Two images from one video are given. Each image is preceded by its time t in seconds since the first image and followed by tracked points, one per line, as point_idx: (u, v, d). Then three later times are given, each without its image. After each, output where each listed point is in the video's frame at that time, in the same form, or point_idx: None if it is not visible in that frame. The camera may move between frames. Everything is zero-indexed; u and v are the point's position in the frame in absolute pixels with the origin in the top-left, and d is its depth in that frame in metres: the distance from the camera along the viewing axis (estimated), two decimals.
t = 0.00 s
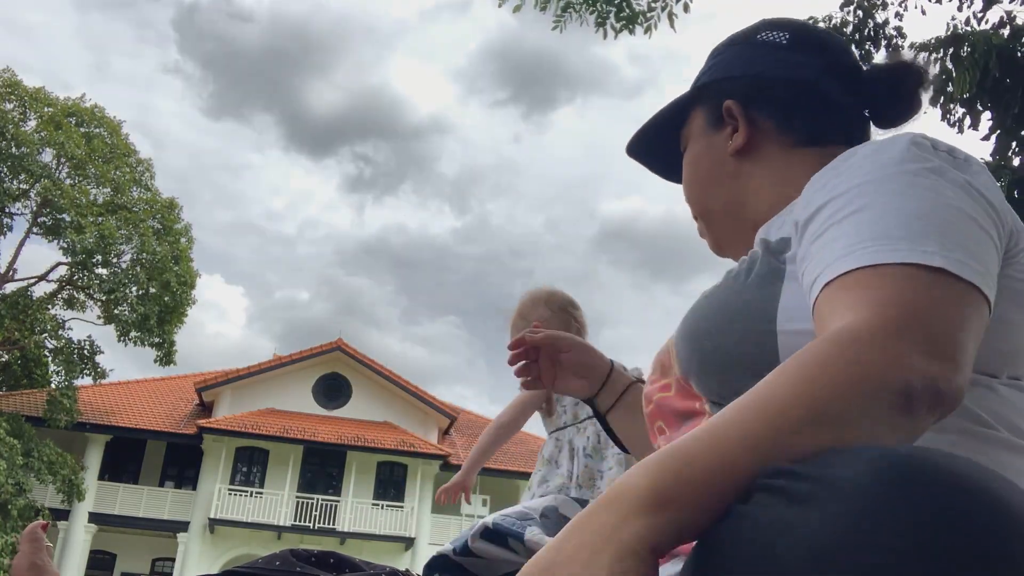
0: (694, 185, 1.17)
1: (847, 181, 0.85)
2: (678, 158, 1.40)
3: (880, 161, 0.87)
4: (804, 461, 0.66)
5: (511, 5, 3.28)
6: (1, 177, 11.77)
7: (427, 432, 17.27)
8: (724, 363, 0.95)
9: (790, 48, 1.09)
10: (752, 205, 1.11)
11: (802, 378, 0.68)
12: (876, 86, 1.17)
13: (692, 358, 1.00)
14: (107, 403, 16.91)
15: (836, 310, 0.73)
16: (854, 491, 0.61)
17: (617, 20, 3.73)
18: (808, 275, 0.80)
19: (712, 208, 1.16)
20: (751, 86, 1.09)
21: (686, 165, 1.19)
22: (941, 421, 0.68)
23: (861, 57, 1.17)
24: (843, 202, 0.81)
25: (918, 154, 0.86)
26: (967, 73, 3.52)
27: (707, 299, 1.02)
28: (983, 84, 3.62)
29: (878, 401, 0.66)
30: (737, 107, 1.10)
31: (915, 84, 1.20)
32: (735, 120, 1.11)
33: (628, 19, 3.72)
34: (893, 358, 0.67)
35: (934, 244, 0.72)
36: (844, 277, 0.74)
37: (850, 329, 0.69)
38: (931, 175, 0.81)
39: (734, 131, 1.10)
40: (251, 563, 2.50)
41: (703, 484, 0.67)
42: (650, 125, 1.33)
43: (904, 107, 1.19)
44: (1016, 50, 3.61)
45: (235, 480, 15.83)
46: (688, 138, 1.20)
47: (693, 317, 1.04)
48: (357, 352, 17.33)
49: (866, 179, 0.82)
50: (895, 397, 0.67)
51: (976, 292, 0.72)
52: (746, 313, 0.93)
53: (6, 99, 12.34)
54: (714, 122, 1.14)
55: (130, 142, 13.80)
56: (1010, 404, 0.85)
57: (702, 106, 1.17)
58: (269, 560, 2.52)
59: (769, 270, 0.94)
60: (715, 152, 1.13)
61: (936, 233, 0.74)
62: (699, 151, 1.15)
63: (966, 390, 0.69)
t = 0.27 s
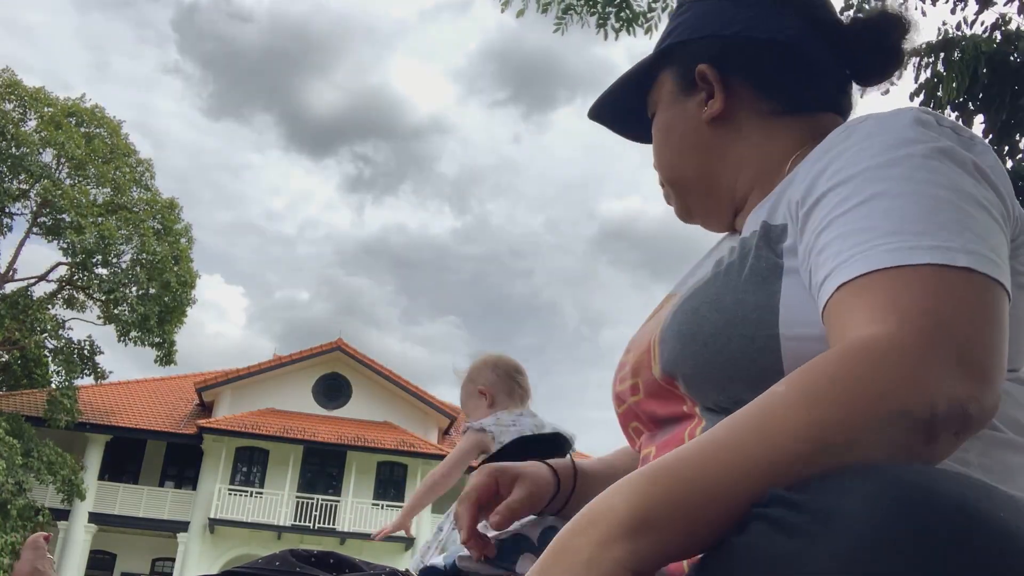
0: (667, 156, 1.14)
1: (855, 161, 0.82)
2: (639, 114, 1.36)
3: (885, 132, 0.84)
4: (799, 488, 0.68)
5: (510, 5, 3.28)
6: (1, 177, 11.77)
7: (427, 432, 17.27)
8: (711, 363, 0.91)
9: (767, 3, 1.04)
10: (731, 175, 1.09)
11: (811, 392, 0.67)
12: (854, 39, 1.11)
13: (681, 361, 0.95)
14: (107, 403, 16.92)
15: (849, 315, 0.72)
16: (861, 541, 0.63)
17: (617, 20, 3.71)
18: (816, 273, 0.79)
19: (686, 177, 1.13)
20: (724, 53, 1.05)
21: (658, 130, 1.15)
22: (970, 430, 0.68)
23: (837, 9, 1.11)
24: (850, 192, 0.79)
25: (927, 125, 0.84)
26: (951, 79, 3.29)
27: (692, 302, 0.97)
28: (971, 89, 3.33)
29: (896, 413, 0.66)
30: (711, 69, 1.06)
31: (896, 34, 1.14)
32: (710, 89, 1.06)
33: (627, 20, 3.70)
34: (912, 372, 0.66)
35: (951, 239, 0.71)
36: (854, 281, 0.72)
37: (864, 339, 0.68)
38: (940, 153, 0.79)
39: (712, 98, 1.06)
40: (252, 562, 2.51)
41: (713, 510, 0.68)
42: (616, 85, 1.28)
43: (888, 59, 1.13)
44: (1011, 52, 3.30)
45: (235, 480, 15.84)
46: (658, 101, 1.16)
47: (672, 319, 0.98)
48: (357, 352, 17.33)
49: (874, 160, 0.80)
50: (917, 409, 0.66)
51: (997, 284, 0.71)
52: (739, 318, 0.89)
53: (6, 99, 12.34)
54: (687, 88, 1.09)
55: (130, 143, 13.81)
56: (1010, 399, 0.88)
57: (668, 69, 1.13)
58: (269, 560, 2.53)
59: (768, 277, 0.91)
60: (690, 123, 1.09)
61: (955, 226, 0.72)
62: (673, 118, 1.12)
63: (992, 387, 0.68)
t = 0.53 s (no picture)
0: (668, 131, 1.07)
1: (855, 168, 0.83)
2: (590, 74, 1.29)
3: (886, 136, 0.85)
4: (797, 496, 0.67)
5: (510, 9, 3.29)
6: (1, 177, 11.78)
7: (426, 432, 17.29)
8: (707, 377, 0.91)
9: None
10: (731, 165, 1.08)
11: (816, 403, 0.68)
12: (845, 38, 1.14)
13: (674, 375, 0.95)
14: (107, 403, 16.93)
15: (846, 326, 0.73)
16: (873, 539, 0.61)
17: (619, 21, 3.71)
18: (814, 282, 0.79)
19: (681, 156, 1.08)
20: (760, 32, 1.02)
21: (654, 101, 1.08)
22: (969, 453, 0.69)
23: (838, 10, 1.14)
24: (851, 199, 0.80)
25: (928, 128, 0.85)
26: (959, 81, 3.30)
27: (684, 317, 0.96)
28: (978, 94, 3.34)
29: (900, 431, 0.66)
30: (742, 41, 1.02)
31: (874, 38, 1.18)
32: (736, 64, 1.03)
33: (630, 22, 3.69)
34: (916, 388, 0.67)
35: (952, 255, 0.72)
36: (854, 294, 0.73)
37: (871, 353, 0.68)
38: (942, 164, 0.80)
39: (742, 75, 1.02)
40: (252, 562, 2.52)
41: (709, 514, 0.69)
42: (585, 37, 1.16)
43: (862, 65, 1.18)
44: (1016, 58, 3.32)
45: (235, 480, 15.85)
46: (655, 67, 1.08)
47: (666, 335, 0.97)
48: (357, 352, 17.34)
49: (877, 167, 0.81)
50: (921, 428, 0.67)
51: (994, 301, 0.73)
52: (737, 335, 0.89)
53: (6, 99, 12.34)
54: (704, 58, 1.03)
55: (130, 143, 13.84)
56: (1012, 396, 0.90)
57: (681, 33, 1.05)
58: (270, 559, 2.54)
59: (764, 293, 0.91)
60: (708, 100, 1.04)
61: (956, 242, 0.73)
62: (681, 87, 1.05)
63: (990, 409, 0.70)
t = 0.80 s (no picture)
0: (690, 113, 1.03)
1: (867, 164, 0.81)
2: (571, 51, 1.26)
3: (898, 132, 0.83)
4: (807, 501, 0.65)
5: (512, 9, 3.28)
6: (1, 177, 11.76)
7: (427, 432, 17.28)
8: (718, 377, 0.88)
9: None
10: (743, 157, 1.07)
11: (829, 407, 0.66)
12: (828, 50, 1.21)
13: (685, 379, 0.92)
14: (106, 403, 16.91)
15: (859, 326, 0.71)
16: (867, 536, 0.59)
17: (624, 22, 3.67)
18: (826, 281, 0.78)
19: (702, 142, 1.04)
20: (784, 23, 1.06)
21: (682, 78, 1.03)
22: (988, 463, 0.67)
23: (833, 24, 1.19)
24: (862, 195, 0.79)
25: (941, 125, 0.83)
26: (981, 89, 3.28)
27: (697, 317, 0.93)
28: (995, 101, 3.34)
29: (912, 439, 0.64)
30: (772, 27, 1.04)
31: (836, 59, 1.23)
32: (765, 50, 1.04)
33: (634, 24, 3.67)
34: (931, 392, 0.64)
35: (966, 255, 0.70)
36: (866, 295, 0.71)
37: (888, 356, 0.66)
38: (956, 161, 0.78)
39: (769, 63, 1.04)
40: (252, 562, 2.50)
41: (714, 518, 0.66)
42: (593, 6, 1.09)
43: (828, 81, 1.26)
44: None
45: (235, 480, 15.83)
46: (680, 46, 1.04)
47: (677, 335, 0.94)
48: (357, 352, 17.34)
49: (888, 164, 0.79)
50: (936, 437, 0.64)
51: (1011, 303, 0.70)
52: (753, 336, 0.87)
53: (6, 100, 12.32)
54: (740, 39, 1.03)
55: (130, 143, 13.83)
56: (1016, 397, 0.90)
57: (704, 14, 1.03)
58: (270, 560, 2.51)
59: (778, 295, 0.88)
60: (735, 83, 1.03)
61: (969, 241, 0.71)
62: (713, 66, 1.02)
63: (1006, 415, 0.68)
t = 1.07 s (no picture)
0: (655, 124, 1.06)
1: (840, 163, 0.84)
2: (550, 78, 1.31)
3: (875, 131, 0.86)
4: (808, 505, 0.67)
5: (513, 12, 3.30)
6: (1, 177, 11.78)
7: (427, 432, 17.30)
8: (704, 380, 0.91)
9: None
10: (717, 161, 1.10)
11: (818, 407, 0.68)
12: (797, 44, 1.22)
13: (673, 385, 0.95)
14: (106, 403, 16.94)
15: (838, 322, 0.74)
16: (863, 557, 0.61)
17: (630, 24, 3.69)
18: (804, 278, 0.80)
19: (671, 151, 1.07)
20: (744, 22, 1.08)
21: (651, 88, 1.06)
22: (976, 450, 0.69)
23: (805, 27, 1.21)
24: (836, 194, 0.81)
25: (908, 119, 0.86)
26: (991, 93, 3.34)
27: (682, 323, 0.95)
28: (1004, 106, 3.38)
29: (899, 429, 0.66)
30: (732, 31, 1.05)
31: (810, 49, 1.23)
32: (729, 54, 1.06)
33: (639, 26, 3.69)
34: (918, 390, 0.67)
35: (940, 247, 0.73)
36: (844, 294, 0.74)
37: (868, 354, 0.69)
38: (929, 154, 0.81)
39: (730, 68, 1.06)
40: (252, 561, 2.52)
41: (716, 530, 0.68)
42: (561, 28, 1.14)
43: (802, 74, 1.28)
44: None
45: (235, 480, 15.85)
46: (647, 57, 1.07)
47: (661, 343, 0.97)
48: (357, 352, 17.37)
49: (860, 161, 0.82)
50: (925, 431, 0.66)
51: (990, 290, 0.73)
52: (738, 339, 0.89)
53: (6, 100, 12.35)
54: (703, 46, 1.05)
55: (130, 144, 13.86)
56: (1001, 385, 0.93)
57: (667, 24, 1.06)
58: (271, 560, 2.54)
59: (763, 296, 0.90)
60: (698, 88, 1.05)
61: (944, 231, 0.74)
62: (677, 73, 1.05)
63: (990, 409, 0.70)
